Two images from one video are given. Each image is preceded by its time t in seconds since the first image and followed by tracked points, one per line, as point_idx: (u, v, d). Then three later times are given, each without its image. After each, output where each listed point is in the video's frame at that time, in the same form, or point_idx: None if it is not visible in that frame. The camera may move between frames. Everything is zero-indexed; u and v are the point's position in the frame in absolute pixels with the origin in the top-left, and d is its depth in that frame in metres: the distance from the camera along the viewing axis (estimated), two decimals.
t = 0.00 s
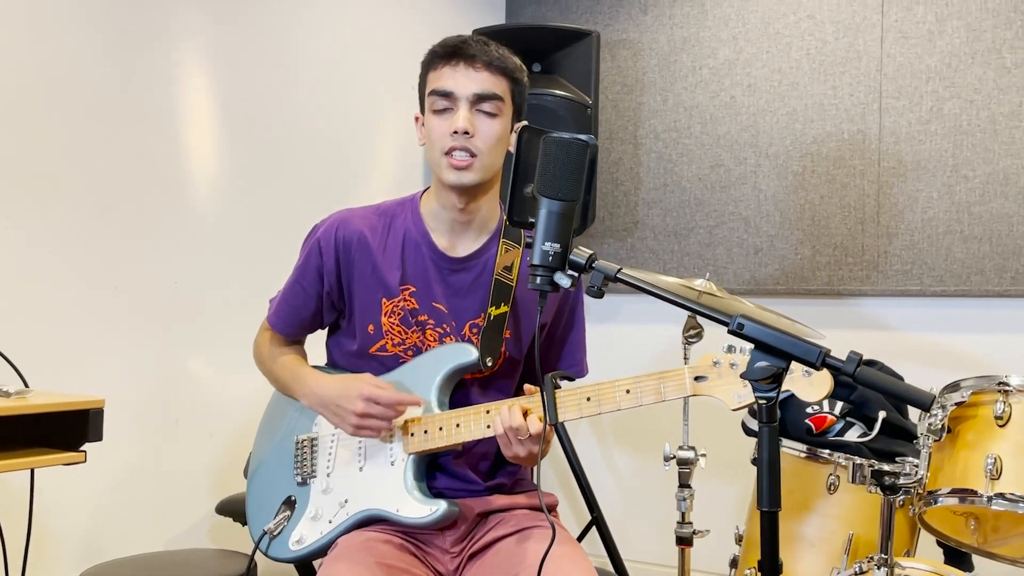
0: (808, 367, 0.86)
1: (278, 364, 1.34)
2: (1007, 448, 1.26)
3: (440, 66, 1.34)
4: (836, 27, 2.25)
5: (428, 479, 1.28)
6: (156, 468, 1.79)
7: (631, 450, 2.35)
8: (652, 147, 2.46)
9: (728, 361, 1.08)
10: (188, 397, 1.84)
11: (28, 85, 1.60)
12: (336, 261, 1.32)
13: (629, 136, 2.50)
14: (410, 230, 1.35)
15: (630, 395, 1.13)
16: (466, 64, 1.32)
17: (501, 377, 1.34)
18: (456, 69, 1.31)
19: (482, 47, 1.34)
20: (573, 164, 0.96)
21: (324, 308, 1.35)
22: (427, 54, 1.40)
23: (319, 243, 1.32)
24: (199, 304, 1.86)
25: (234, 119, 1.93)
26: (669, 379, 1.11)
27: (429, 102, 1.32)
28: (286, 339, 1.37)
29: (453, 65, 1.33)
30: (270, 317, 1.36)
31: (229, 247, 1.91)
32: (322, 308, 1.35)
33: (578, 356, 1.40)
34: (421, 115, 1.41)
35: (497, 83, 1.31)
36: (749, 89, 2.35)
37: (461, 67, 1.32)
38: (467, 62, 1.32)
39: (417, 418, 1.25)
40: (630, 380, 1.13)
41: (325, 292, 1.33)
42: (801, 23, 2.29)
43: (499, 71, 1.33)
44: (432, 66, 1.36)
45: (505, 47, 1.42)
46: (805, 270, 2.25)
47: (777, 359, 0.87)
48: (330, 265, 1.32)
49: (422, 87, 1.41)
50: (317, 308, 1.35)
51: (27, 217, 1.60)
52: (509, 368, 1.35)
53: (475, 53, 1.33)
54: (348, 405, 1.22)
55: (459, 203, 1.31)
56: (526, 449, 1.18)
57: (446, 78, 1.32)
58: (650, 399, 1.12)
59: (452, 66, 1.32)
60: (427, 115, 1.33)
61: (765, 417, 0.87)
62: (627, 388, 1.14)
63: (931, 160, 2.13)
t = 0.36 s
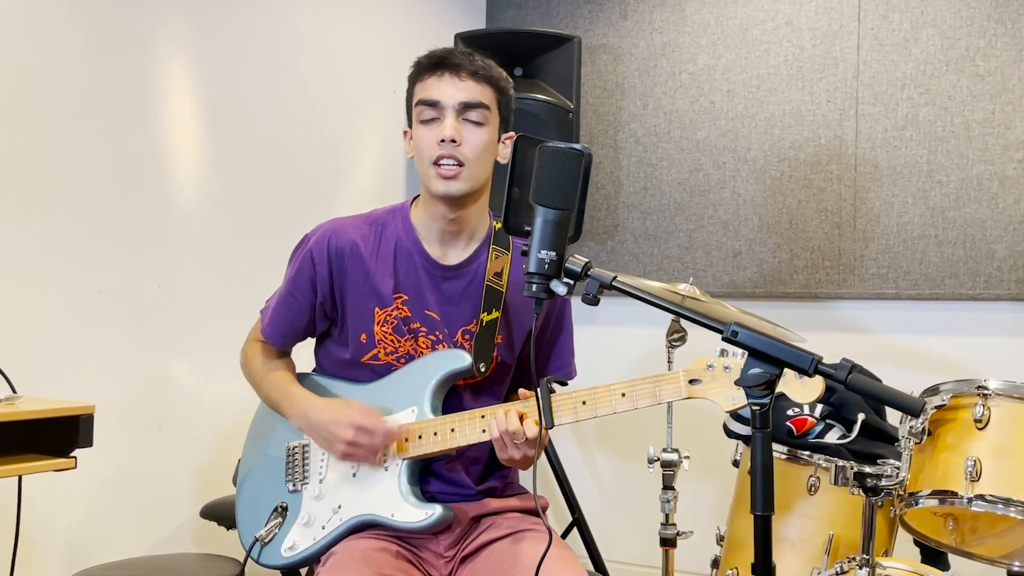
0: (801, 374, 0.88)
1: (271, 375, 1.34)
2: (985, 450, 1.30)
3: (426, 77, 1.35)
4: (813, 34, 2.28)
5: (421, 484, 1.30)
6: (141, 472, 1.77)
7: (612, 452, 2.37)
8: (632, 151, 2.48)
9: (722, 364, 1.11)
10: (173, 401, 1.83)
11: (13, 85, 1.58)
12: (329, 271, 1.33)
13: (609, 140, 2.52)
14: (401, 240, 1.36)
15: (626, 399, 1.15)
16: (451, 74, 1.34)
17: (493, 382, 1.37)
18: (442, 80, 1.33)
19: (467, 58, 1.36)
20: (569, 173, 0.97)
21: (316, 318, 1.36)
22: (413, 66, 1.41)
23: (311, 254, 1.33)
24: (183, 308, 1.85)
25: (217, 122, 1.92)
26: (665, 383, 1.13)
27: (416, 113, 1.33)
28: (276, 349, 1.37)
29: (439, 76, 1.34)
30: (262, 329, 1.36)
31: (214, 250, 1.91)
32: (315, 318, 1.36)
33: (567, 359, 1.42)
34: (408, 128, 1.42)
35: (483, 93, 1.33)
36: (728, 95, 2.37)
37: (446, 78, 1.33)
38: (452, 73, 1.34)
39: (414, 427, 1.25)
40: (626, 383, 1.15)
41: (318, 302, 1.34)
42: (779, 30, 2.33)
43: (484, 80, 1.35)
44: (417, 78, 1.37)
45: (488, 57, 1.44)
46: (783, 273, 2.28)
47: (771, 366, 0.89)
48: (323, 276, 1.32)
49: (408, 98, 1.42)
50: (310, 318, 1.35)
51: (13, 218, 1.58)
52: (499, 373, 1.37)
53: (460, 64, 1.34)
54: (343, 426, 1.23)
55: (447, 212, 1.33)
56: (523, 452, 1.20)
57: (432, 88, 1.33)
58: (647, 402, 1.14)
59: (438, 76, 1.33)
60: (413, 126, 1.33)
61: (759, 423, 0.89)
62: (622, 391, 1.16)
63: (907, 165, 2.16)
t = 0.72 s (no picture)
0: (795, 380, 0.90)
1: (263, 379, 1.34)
2: (968, 451, 1.32)
3: (421, 86, 1.36)
4: (794, 40, 2.31)
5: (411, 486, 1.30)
6: (127, 477, 1.76)
7: (595, 453, 2.39)
8: (615, 154, 2.50)
9: (701, 360, 1.10)
10: (158, 405, 1.82)
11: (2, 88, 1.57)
12: (317, 275, 1.33)
13: (593, 143, 2.53)
14: (390, 243, 1.36)
15: (606, 396, 1.15)
16: (447, 86, 1.34)
17: (481, 384, 1.37)
18: (437, 92, 1.33)
19: (463, 69, 1.36)
20: (565, 181, 0.98)
21: (306, 321, 1.36)
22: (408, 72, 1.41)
23: (300, 257, 1.33)
24: (169, 312, 1.85)
25: (203, 125, 1.92)
26: (646, 381, 1.13)
27: (409, 123, 1.34)
28: (268, 351, 1.37)
29: (434, 86, 1.34)
30: (252, 333, 1.36)
31: (199, 253, 1.91)
32: (305, 321, 1.36)
33: (554, 363, 1.42)
34: (400, 132, 1.43)
35: (477, 106, 1.34)
36: (710, 99, 2.40)
37: (442, 89, 1.34)
38: (447, 85, 1.34)
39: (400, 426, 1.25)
40: (607, 381, 1.16)
41: (307, 304, 1.34)
42: (760, 36, 2.35)
43: (479, 94, 1.35)
44: (412, 86, 1.37)
45: (483, 65, 1.44)
46: (764, 276, 2.31)
47: (766, 372, 0.91)
48: (312, 279, 1.32)
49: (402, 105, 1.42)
50: (299, 321, 1.35)
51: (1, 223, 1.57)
52: (487, 376, 1.37)
53: (456, 76, 1.34)
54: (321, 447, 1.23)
55: (437, 223, 1.34)
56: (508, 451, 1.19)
57: (426, 100, 1.34)
58: (626, 399, 1.14)
59: (433, 87, 1.33)
60: (406, 135, 1.34)
61: (754, 427, 0.91)
62: (604, 390, 1.16)
63: (886, 170, 2.20)
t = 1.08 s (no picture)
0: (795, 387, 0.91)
1: (259, 385, 1.34)
2: (958, 455, 1.34)
3: (423, 92, 1.36)
4: (780, 45, 2.33)
5: (409, 491, 1.31)
6: (117, 481, 1.76)
7: (583, 456, 2.40)
8: (602, 158, 2.51)
9: (706, 370, 1.12)
10: (148, 409, 1.82)
11: None
12: (315, 280, 1.33)
13: (580, 146, 2.54)
14: (388, 250, 1.37)
15: (612, 405, 1.17)
16: (451, 92, 1.35)
17: (480, 390, 1.38)
18: (441, 98, 1.34)
19: (467, 76, 1.37)
20: (566, 190, 0.99)
21: (303, 327, 1.36)
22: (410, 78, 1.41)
23: (298, 263, 1.32)
24: (159, 315, 1.84)
25: (192, 128, 1.92)
26: (651, 391, 1.15)
27: (411, 128, 1.34)
28: (263, 357, 1.37)
29: (438, 93, 1.35)
30: (249, 338, 1.35)
31: (189, 256, 1.90)
32: (302, 326, 1.36)
33: (549, 368, 1.43)
34: (399, 138, 1.43)
35: (479, 113, 1.34)
36: (697, 104, 2.41)
37: (445, 96, 1.34)
38: (451, 91, 1.35)
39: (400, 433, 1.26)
40: (612, 391, 1.18)
41: (305, 310, 1.34)
42: (747, 41, 2.37)
43: (481, 101, 1.36)
44: (414, 92, 1.38)
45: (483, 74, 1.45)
46: (750, 279, 2.33)
47: (766, 380, 0.92)
48: (310, 285, 1.32)
49: (402, 110, 1.42)
50: (297, 326, 1.35)
51: None
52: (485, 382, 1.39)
53: (460, 82, 1.35)
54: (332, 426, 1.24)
55: (436, 228, 1.34)
56: (513, 459, 1.20)
57: (430, 105, 1.34)
58: (632, 408, 1.16)
59: (437, 93, 1.34)
60: (408, 140, 1.35)
61: (754, 435, 0.92)
62: (608, 398, 1.18)
63: (871, 175, 2.22)
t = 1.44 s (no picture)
0: (787, 386, 0.92)
1: (251, 386, 1.34)
2: (944, 454, 1.36)
3: (417, 91, 1.37)
4: (766, 47, 2.35)
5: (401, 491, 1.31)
6: (106, 480, 1.75)
7: (571, 455, 2.41)
8: (589, 159, 2.52)
9: (697, 372, 1.13)
10: (137, 409, 1.81)
11: None
12: (308, 281, 1.33)
13: (568, 147, 2.56)
14: (381, 251, 1.37)
15: (603, 407, 1.18)
16: (444, 92, 1.35)
17: (472, 391, 1.39)
18: (435, 97, 1.35)
19: (462, 77, 1.38)
20: (560, 191, 1.00)
21: (296, 327, 1.36)
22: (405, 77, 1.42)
23: (291, 263, 1.33)
24: (149, 315, 1.84)
25: (181, 127, 1.92)
26: (642, 391, 1.16)
27: (405, 126, 1.34)
28: (256, 357, 1.38)
29: (432, 92, 1.36)
30: (241, 339, 1.36)
31: (178, 256, 1.90)
32: (295, 327, 1.36)
33: (540, 369, 1.43)
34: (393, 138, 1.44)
35: (472, 113, 1.35)
36: (684, 105, 2.43)
37: (439, 95, 1.35)
38: (445, 90, 1.36)
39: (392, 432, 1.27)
40: (604, 391, 1.18)
41: (298, 310, 1.34)
42: (733, 42, 2.39)
43: (474, 101, 1.37)
44: (409, 91, 1.39)
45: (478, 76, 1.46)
46: (736, 279, 2.35)
47: (758, 380, 0.93)
48: (303, 285, 1.33)
49: (397, 109, 1.43)
50: (289, 327, 1.35)
51: None
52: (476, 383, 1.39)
53: (453, 82, 1.36)
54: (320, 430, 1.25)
55: (427, 228, 1.35)
56: (503, 459, 1.21)
57: (423, 104, 1.35)
58: (623, 409, 1.17)
59: (431, 93, 1.35)
60: (401, 138, 1.35)
61: (748, 434, 0.93)
62: (599, 399, 1.19)
63: (856, 176, 2.24)
